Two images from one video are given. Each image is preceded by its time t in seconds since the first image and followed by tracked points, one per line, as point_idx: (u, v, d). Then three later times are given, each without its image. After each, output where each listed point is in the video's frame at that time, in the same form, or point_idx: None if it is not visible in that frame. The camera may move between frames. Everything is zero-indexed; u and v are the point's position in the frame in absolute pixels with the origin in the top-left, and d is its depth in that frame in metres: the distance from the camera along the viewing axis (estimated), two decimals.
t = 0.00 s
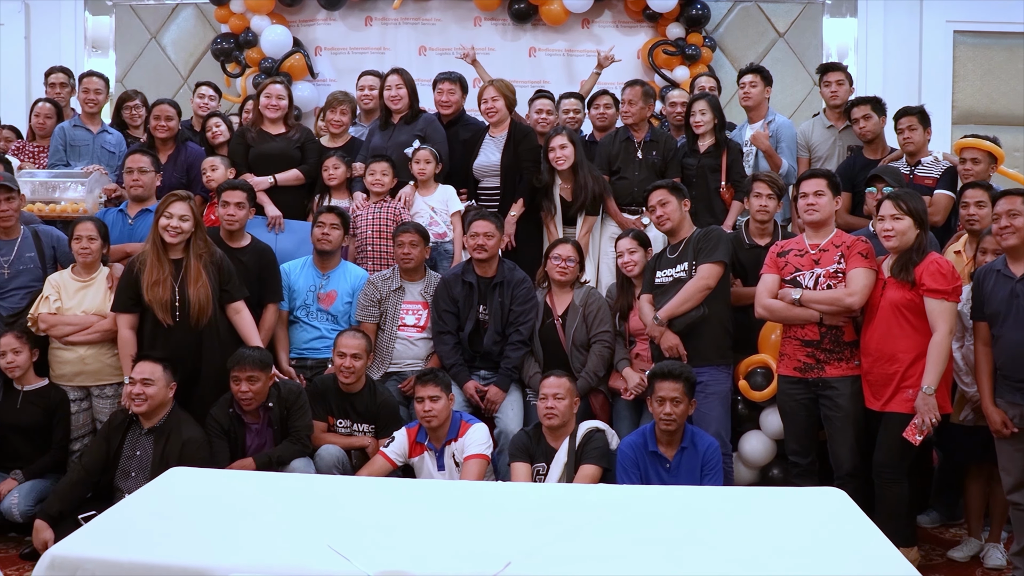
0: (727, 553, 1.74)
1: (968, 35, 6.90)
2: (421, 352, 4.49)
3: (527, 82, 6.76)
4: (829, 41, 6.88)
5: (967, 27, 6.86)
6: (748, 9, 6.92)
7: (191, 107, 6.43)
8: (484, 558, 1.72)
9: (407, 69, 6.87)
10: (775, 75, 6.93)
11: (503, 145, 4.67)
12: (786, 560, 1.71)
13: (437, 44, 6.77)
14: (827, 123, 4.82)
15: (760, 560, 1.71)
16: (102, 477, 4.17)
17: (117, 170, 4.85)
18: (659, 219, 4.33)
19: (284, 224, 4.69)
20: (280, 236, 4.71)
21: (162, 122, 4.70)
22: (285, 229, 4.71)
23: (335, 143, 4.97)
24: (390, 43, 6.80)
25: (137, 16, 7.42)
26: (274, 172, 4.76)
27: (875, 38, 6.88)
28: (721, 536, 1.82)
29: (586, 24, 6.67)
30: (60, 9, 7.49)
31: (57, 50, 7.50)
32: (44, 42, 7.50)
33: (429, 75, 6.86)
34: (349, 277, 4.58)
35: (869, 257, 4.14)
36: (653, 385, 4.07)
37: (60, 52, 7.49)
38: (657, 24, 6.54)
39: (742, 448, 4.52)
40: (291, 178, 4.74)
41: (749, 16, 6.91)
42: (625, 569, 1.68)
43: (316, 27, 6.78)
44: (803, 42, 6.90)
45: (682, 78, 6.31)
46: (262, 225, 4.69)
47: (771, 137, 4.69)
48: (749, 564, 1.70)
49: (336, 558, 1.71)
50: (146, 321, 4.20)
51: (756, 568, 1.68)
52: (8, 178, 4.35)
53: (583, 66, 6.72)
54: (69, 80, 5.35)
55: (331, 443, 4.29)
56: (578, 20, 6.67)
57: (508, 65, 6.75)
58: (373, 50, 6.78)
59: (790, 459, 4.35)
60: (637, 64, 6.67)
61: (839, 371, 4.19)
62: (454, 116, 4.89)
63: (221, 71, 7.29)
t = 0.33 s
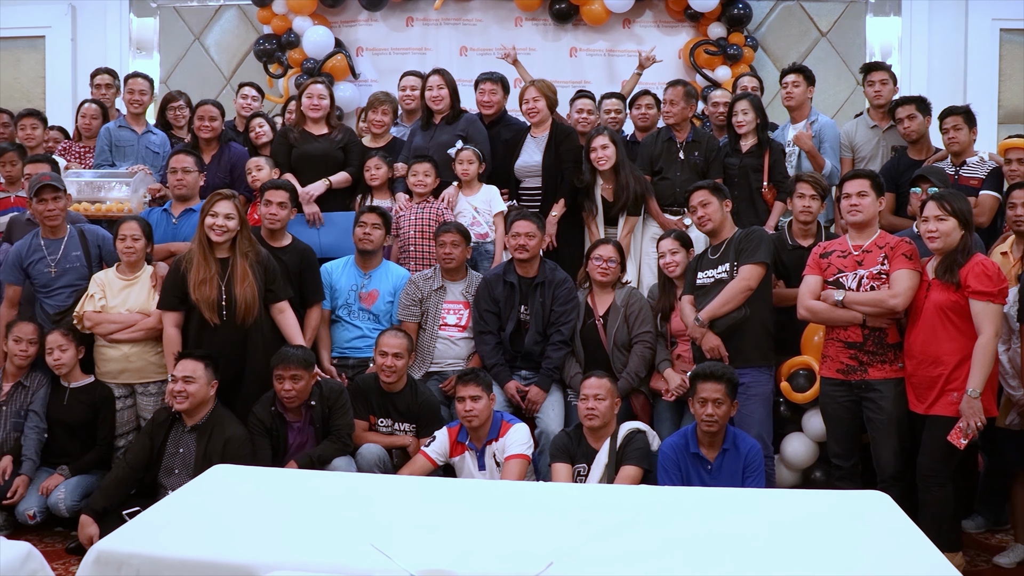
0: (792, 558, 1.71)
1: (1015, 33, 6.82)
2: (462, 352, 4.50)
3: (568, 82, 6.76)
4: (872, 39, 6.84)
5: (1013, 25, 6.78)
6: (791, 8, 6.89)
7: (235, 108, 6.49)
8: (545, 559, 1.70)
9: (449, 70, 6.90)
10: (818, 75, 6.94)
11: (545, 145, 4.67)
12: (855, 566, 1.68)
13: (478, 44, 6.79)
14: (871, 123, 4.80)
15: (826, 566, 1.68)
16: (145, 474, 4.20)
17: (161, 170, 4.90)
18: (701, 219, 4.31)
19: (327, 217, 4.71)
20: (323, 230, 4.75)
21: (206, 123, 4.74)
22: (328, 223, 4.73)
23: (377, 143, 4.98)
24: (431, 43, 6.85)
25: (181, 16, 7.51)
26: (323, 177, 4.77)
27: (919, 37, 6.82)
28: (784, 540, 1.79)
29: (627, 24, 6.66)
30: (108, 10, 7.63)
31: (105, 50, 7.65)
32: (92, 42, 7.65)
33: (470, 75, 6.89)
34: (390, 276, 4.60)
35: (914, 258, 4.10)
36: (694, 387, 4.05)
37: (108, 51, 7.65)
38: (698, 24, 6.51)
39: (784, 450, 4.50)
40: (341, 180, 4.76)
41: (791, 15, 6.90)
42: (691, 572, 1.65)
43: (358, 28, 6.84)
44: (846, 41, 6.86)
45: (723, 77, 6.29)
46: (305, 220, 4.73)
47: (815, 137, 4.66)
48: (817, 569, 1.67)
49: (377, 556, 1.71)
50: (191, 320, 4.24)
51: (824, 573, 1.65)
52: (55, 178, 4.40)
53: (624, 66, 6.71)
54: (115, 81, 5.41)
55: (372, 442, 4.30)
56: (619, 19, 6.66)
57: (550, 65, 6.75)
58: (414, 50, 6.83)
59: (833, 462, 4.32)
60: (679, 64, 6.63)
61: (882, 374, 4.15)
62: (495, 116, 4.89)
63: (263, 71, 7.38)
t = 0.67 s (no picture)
0: (859, 566, 1.69)
1: None
2: (507, 352, 4.51)
3: (615, 83, 6.76)
4: (922, 39, 6.81)
5: None
6: (840, 9, 6.91)
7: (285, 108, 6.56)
8: (613, 563, 1.69)
9: (495, 71, 6.93)
10: (866, 77, 6.92)
11: (591, 146, 4.67)
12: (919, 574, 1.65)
13: (525, 45, 6.81)
14: (920, 125, 4.78)
15: (900, 574, 1.65)
16: (192, 470, 4.23)
17: (210, 170, 4.95)
18: (747, 221, 4.30)
19: (386, 204, 4.68)
20: (371, 215, 4.72)
21: (255, 123, 4.78)
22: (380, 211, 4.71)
23: (424, 144, 4.99)
24: (478, 44, 6.87)
25: (230, 18, 7.60)
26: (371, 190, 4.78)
27: (971, 35, 6.73)
28: (853, 548, 1.76)
29: (674, 25, 6.65)
30: (159, 10, 7.72)
31: (155, 50, 7.74)
32: (143, 43, 7.76)
33: (517, 76, 6.90)
34: (437, 276, 4.62)
35: (964, 261, 4.03)
36: (738, 390, 4.02)
37: (157, 52, 7.72)
38: (746, 25, 6.48)
39: (830, 454, 4.46)
40: (396, 181, 4.75)
41: (840, 15, 6.92)
42: None
43: (405, 29, 6.88)
44: (895, 42, 6.85)
45: (772, 78, 6.25)
46: (358, 203, 4.70)
47: (863, 138, 4.68)
48: None
49: (423, 555, 1.72)
50: (240, 318, 4.27)
51: None
52: (106, 177, 4.46)
53: (671, 67, 6.70)
54: (166, 82, 5.48)
55: (417, 442, 4.32)
56: (666, 20, 6.66)
57: (597, 66, 6.76)
58: (460, 51, 6.86)
59: (879, 466, 4.29)
60: (726, 65, 6.61)
61: (931, 378, 4.11)
62: (542, 117, 4.90)
63: (311, 72, 7.44)
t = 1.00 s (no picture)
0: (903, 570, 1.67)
1: None
2: (544, 353, 4.51)
3: (652, 84, 6.76)
4: (963, 39, 6.75)
5: None
6: (880, 8, 6.87)
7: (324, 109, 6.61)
8: (658, 565, 1.69)
9: (533, 71, 6.94)
10: (907, 77, 6.87)
11: (628, 147, 4.66)
12: None
13: (563, 46, 6.81)
14: (962, 125, 4.76)
15: None
16: (230, 468, 4.27)
17: (249, 170, 4.99)
18: (786, 223, 4.28)
19: (421, 218, 4.72)
20: (406, 227, 4.77)
21: (294, 123, 4.81)
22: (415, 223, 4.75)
23: (462, 144, 4.98)
24: (516, 45, 6.89)
25: (270, 19, 7.67)
26: (406, 204, 4.82)
27: (1014, 35, 6.66)
28: (909, 555, 1.73)
29: (713, 26, 6.62)
30: (199, 10, 7.77)
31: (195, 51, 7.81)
32: (183, 43, 7.83)
33: (554, 77, 6.91)
34: (474, 276, 4.62)
35: (1006, 264, 3.99)
36: (772, 393, 3.98)
37: (197, 52, 7.78)
38: (785, 25, 6.44)
39: (868, 458, 4.41)
40: (431, 191, 4.76)
41: (881, 15, 6.87)
42: None
43: (443, 30, 6.92)
44: (937, 42, 6.80)
45: (811, 79, 6.22)
46: (393, 215, 4.74)
47: (903, 140, 4.68)
48: None
49: (459, 555, 1.74)
50: (278, 317, 4.29)
51: None
52: (147, 177, 4.50)
53: (710, 68, 6.68)
54: (206, 82, 5.53)
55: (453, 442, 4.33)
56: (704, 21, 6.63)
57: (635, 67, 6.76)
58: (498, 52, 6.88)
59: (918, 470, 4.24)
60: (765, 65, 6.58)
61: (971, 382, 4.06)
62: (580, 118, 4.90)
63: (349, 73, 7.48)
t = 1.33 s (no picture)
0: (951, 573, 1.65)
1: None
2: (582, 353, 4.51)
3: (691, 84, 6.74)
4: (1008, 37, 6.66)
5: None
6: (922, 7, 6.81)
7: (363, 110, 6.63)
8: (697, 566, 1.68)
9: (572, 72, 6.93)
10: (949, 76, 6.81)
11: (667, 147, 4.66)
12: None
13: (601, 46, 6.80)
14: (1006, 125, 4.71)
15: None
16: (269, 466, 4.29)
17: (289, 170, 5.03)
18: (826, 224, 4.24)
19: (461, 222, 4.74)
20: (445, 230, 4.79)
21: (333, 124, 4.84)
22: (454, 226, 4.77)
23: (500, 144, 4.98)
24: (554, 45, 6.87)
25: (309, 20, 7.71)
26: (445, 208, 4.84)
27: None
28: (973, 559, 1.71)
29: (753, 26, 6.59)
30: (240, 11, 7.81)
31: (236, 52, 7.87)
32: (224, 44, 7.89)
33: (593, 77, 6.91)
34: (512, 277, 4.63)
35: None
36: (808, 395, 3.94)
37: (238, 53, 7.83)
38: (825, 24, 6.39)
39: (908, 462, 4.35)
40: (470, 194, 4.79)
41: (923, 13, 6.81)
42: None
43: (482, 30, 6.93)
44: (980, 40, 6.73)
45: (852, 79, 6.17)
46: (433, 217, 4.76)
47: (945, 140, 4.67)
48: None
49: (497, 555, 1.74)
50: (317, 317, 4.31)
51: None
52: (189, 177, 4.55)
53: (749, 68, 6.64)
54: (246, 83, 5.58)
55: (491, 442, 4.34)
56: (744, 21, 6.60)
57: (674, 67, 6.74)
58: (537, 53, 6.87)
59: (959, 474, 4.18)
60: (805, 65, 6.53)
61: (1014, 386, 4.01)
62: (618, 118, 4.90)
63: (388, 73, 7.50)
